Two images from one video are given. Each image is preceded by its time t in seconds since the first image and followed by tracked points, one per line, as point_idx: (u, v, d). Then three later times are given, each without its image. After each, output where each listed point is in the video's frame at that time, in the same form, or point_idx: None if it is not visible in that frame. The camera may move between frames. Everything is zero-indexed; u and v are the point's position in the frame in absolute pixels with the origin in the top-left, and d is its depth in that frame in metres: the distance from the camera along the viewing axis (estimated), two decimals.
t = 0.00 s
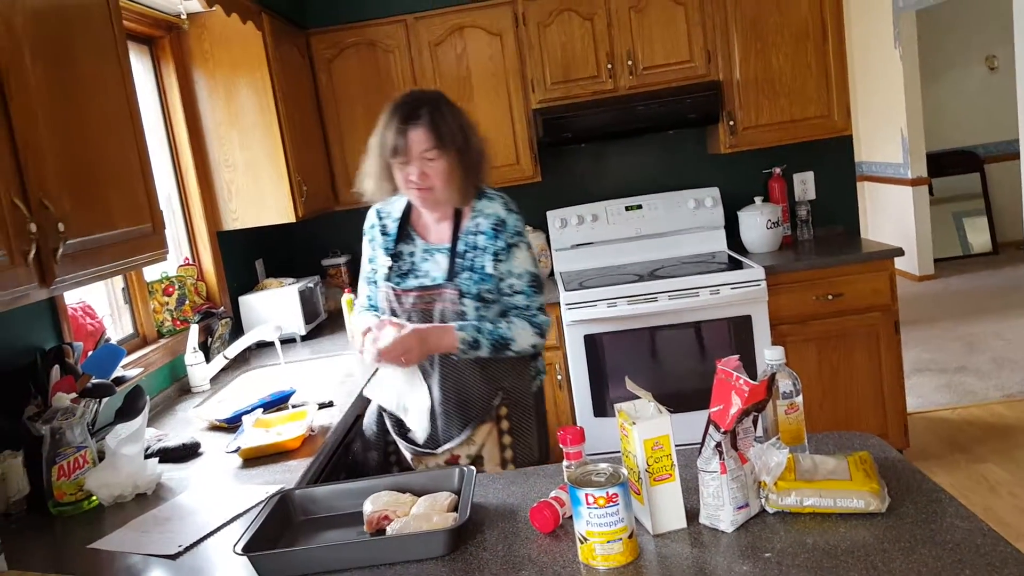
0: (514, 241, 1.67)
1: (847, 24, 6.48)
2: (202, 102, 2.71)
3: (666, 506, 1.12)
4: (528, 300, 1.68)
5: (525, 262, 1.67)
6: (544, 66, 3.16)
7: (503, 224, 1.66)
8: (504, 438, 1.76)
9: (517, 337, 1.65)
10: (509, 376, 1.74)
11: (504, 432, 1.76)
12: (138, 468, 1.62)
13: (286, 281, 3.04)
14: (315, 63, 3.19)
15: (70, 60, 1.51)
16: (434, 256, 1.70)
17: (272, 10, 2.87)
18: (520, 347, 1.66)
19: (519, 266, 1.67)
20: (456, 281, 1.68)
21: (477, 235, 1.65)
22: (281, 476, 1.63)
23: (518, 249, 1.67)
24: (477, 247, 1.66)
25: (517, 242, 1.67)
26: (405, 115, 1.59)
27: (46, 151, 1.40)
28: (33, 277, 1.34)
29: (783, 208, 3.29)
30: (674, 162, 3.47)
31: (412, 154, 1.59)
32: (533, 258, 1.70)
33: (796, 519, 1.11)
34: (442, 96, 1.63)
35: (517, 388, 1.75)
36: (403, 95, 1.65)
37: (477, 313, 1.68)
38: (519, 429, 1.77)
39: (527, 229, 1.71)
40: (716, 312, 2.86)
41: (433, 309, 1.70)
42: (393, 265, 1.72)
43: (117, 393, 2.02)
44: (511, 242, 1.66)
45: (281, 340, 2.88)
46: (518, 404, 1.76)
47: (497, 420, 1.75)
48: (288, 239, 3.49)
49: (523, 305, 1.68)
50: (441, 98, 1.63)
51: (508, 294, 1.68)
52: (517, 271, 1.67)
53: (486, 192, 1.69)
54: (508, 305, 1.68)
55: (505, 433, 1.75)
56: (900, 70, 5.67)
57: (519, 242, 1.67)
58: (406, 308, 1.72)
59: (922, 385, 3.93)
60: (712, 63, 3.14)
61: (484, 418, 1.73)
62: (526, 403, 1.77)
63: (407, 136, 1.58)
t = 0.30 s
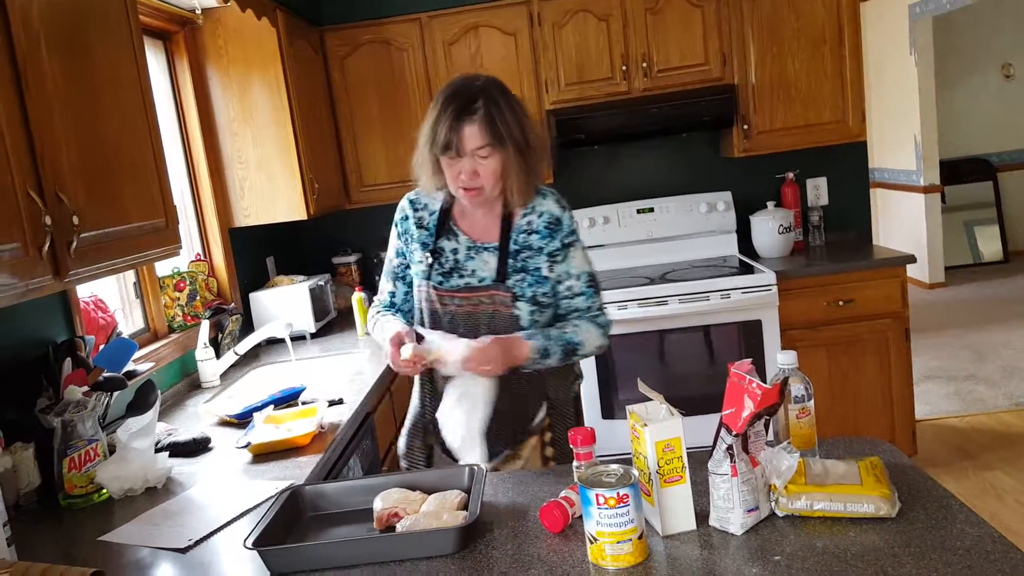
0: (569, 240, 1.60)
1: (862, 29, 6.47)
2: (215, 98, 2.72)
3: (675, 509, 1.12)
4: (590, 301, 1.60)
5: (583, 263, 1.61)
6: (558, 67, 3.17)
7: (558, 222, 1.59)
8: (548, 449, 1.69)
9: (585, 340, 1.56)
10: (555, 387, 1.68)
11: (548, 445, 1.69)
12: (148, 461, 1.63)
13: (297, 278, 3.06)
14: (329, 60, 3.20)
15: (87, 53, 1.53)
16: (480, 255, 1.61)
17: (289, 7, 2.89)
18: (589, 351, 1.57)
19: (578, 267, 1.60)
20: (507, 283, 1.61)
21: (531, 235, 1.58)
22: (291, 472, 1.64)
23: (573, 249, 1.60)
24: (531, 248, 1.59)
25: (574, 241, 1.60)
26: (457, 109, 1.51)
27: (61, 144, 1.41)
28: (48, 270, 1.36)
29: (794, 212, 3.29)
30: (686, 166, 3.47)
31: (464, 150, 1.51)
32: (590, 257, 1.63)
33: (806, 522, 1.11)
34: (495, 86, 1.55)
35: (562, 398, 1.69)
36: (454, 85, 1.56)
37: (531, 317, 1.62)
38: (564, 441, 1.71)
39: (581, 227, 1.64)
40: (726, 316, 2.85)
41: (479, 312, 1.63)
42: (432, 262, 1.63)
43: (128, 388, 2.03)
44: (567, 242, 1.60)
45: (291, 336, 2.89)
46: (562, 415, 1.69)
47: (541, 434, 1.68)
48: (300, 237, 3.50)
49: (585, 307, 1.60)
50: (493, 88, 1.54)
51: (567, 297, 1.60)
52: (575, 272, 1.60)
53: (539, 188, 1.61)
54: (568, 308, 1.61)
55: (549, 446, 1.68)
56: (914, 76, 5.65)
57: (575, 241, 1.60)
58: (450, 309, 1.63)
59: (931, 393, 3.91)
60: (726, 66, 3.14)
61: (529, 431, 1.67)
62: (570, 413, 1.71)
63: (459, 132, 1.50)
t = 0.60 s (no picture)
0: (590, 237, 1.63)
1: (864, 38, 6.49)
2: (221, 103, 2.74)
3: (677, 515, 1.12)
4: (628, 282, 1.66)
5: (608, 253, 1.66)
6: (562, 74, 3.18)
7: (577, 221, 1.62)
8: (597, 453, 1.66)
9: (639, 318, 1.63)
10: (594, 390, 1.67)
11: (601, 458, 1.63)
12: (151, 466, 1.64)
13: (300, 283, 3.07)
14: (334, 67, 3.22)
15: (96, 59, 1.54)
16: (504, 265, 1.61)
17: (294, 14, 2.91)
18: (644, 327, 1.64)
19: (606, 257, 1.65)
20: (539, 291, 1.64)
21: (553, 239, 1.61)
22: (295, 477, 1.64)
23: (594, 245, 1.64)
24: (556, 251, 1.62)
25: (596, 234, 1.64)
26: (465, 119, 1.48)
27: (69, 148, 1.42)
28: (53, 273, 1.36)
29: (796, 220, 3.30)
30: (689, 173, 3.48)
31: (472, 163, 1.49)
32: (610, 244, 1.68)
33: (807, 529, 1.11)
34: (505, 94, 1.53)
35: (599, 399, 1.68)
36: (462, 91, 1.53)
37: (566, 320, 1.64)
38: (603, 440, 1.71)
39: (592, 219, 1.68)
40: (728, 323, 2.86)
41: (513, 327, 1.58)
42: (452, 282, 1.62)
43: (131, 392, 2.04)
44: (588, 237, 1.63)
45: (294, 341, 2.90)
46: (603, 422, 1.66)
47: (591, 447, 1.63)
48: (303, 242, 3.52)
49: (626, 289, 1.66)
50: (503, 97, 1.52)
51: (604, 287, 1.65)
52: (605, 263, 1.65)
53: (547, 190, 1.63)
54: (608, 296, 1.66)
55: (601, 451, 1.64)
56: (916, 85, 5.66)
57: (596, 233, 1.65)
58: (483, 328, 1.57)
59: (932, 400, 3.91)
60: (730, 74, 3.15)
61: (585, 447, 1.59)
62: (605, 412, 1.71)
63: (467, 144, 1.48)
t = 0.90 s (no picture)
0: (568, 239, 1.69)
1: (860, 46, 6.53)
2: (219, 106, 2.75)
3: (672, 519, 1.13)
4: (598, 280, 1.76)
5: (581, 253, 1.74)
6: (560, 80, 3.20)
7: (556, 225, 1.67)
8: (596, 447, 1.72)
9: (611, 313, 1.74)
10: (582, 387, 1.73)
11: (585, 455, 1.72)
12: (146, 468, 1.64)
13: (298, 286, 3.07)
14: (333, 71, 3.23)
15: (96, 61, 1.55)
16: (500, 276, 1.61)
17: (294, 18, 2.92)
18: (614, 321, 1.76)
19: (581, 259, 1.72)
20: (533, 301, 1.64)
21: (538, 245, 1.64)
22: (291, 480, 1.65)
23: (572, 247, 1.70)
24: (541, 257, 1.65)
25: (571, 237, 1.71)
26: (444, 137, 1.41)
27: (67, 149, 1.43)
28: (51, 275, 1.37)
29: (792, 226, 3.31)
30: (685, 179, 3.49)
31: (454, 182, 1.42)
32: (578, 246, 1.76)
33: (801, 533, 1.12)
34: (478, 111, 1.47)
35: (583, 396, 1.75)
36: (436, 110, 1.47)
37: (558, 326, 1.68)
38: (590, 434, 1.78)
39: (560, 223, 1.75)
40: (724, 328, 2.87)
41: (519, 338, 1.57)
42: (452, 301, 1.57)
43: (128, 395, 2.04)
44: (566, 240, 1.69)
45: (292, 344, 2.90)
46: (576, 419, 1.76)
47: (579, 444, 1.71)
48: (300, 246, 3.52)
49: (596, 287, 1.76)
50: (477, 114, 1.46)
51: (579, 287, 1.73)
52: (580, 263, 1.72)
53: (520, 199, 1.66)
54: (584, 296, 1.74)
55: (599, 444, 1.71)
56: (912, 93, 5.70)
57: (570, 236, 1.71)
58: (490, 345, 1.56)
59: (927, 407, 3.93)
60: (726, 82, 3.17)
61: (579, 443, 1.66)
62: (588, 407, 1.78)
63: (448, 163, 1.41)
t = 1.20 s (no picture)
0: (556, 250, 1.64)
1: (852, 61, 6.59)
2: (215, 114, 2.75)
3: (663, 529, 1.14)
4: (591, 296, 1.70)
5: (572, 266, 1.68)
6: (555, 91, 3.22)
7: (541, 234, 1.63)
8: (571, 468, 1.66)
9: (602, 334, 1.66)
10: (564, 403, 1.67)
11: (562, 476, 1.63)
12: (138, 474, 1.63)
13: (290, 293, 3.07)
14: (329, 79, 3.25)
15: (93, 66, 1.55)
16: (474, 280, 1.59)
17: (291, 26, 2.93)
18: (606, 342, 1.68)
19: (570, 271, 1.67)
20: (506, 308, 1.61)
21: (519, 251, 1.60)
22: (282, 488, 1.65)
23: (559, 258, 1.65)
24: (522, 265, 1.61)
25: (560, 248, 1.66)
26: (399, 145, 1.46)
27: (63, 154, 1.43)
28: (46, 280, 1.37)
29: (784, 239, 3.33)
30: (679, 191, 3.51)
31: (407, 189, 1.46)
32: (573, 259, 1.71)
33: (790, 543, 1.13)
34: (434, 117, 1.49)
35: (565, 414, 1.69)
36: (398, 116, 1.51)
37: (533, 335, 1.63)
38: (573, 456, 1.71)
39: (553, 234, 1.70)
40: (716, 340, 2.89)
41: (484, 342, 1.57)
42: (419, 302, 1.59)
43: (120, 400, 2.04)
44: (553, 251, 1.64)
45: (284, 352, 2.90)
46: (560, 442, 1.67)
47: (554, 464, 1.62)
48: (293, 253, 3.52)
49: (588, 304, 1.69)
50: (432, 120, 1.48)
51: (568, 301, 1.68)
52: (570, 277, 1.67)
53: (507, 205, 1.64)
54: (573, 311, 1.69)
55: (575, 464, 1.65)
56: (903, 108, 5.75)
57: (560, 247, 1.66)
58: (452, 347, 1.56)
59: (916, 420, 3.95)
60: (720, 95, 3.19)
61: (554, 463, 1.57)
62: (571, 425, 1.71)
63: (398, 171, 1.46)
